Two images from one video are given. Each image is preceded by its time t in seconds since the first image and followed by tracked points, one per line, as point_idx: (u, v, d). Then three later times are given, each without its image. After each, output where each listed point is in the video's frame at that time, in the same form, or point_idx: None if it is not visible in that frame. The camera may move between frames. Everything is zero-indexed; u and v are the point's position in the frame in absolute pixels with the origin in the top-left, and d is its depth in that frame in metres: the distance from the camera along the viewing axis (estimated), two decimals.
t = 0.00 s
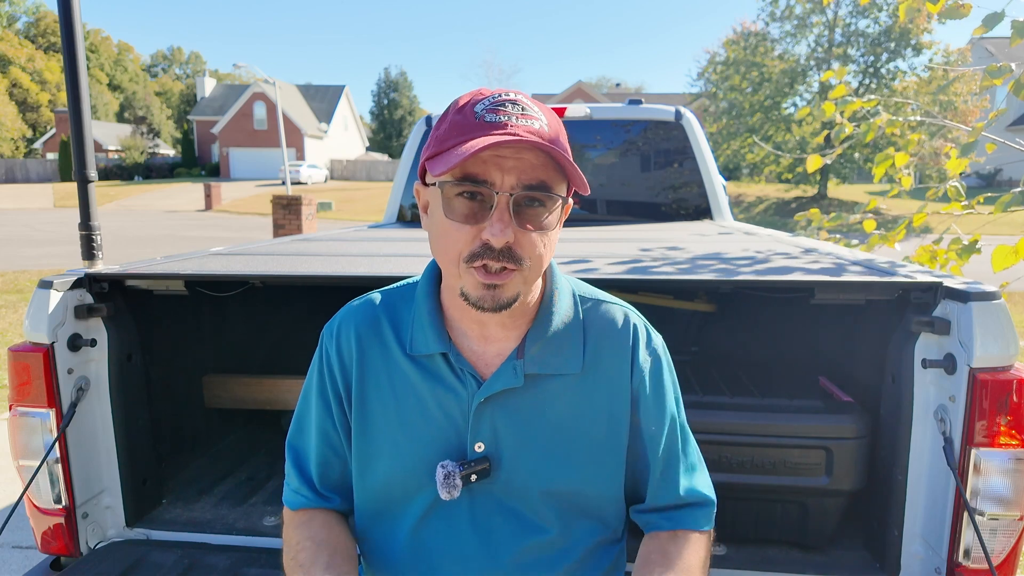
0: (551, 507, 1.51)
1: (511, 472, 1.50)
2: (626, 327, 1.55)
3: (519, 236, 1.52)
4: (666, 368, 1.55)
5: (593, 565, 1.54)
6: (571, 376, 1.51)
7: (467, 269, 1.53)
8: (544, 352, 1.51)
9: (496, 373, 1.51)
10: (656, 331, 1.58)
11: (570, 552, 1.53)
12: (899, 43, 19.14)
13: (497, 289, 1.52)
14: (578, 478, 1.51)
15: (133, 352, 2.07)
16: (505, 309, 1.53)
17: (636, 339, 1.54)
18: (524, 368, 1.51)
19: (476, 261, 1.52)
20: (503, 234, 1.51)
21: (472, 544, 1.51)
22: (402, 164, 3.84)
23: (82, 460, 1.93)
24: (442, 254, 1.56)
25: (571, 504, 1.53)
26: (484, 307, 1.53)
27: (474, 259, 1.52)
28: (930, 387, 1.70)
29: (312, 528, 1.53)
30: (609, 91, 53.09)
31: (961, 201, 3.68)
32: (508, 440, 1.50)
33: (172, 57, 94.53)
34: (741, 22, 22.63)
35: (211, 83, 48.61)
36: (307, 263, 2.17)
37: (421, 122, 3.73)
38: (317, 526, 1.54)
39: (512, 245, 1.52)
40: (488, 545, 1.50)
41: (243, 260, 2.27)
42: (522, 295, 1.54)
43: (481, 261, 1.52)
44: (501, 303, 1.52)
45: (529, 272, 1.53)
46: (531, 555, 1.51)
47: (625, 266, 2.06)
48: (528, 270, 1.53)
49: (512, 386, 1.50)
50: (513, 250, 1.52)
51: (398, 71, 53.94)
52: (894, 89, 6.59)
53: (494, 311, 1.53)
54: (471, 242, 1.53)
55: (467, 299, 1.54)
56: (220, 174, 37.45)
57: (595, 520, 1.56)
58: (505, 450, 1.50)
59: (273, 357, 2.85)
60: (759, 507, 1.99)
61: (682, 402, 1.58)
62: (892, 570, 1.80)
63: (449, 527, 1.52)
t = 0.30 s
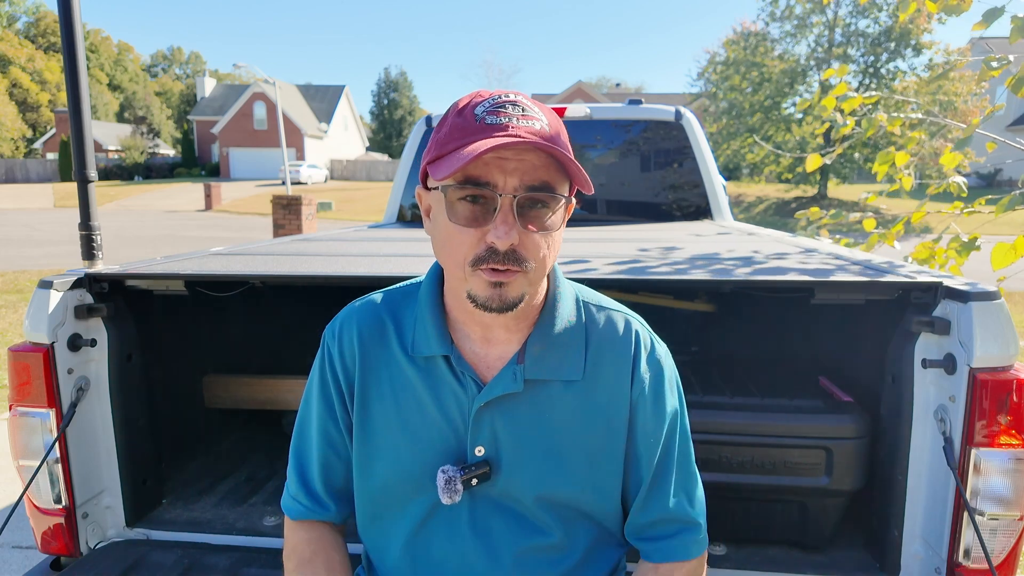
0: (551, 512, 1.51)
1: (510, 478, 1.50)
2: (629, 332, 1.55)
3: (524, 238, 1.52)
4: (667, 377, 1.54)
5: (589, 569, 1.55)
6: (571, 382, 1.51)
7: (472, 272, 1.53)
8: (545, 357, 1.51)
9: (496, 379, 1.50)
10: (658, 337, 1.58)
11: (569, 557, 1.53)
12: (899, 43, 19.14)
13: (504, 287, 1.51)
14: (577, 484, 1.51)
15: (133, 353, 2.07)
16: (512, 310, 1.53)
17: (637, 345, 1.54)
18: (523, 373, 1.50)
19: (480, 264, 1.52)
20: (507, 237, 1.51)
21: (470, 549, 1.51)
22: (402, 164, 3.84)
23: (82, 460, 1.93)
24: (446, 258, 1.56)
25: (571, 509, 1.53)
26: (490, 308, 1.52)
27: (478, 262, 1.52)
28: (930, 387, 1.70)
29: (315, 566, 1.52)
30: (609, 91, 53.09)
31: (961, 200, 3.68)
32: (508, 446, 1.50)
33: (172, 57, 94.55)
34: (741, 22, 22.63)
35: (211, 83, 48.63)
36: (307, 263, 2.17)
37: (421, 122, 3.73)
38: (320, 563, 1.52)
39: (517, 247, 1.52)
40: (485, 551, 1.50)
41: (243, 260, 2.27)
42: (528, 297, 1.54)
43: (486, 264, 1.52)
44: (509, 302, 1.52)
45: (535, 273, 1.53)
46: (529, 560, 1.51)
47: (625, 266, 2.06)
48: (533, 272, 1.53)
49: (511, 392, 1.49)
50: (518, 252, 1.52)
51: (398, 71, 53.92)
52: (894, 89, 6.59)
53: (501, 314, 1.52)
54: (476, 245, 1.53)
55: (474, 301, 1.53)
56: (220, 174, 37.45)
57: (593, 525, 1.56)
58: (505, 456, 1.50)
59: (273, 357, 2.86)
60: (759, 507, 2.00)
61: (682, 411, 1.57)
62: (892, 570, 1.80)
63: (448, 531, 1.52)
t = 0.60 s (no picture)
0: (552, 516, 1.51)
1: (512, 481, 1.50)
2: (632, 334, 1.55)
3: (520, 234, 1.52)
4: (671, 381, 1.54)
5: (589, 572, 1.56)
6: (574, 385, 1.51)
7: (468, 270, 1.53)
8: (548, 359, 1.51)
9: (499, 381, 1.50)
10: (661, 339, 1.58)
11: (570, 560, 1.53)
12: (899, 43, 19.14)
13: (501, 288, 1.51)
14: (578, 488, 1.51)
15: (133, 353, 2.07)
16: (511, 310, 1.53)
17: (641, 347, 1.54)
18: (526, 376, 1.50)
19: (477, 262, 1.52)
20: (502, 232, 1.51)
21: (471, 552, 1.51)
22: (402, 164, 3.84)
23: (82, 460, 1.93)
24: (446, 257, 1.56)
25: (572, 513, 1.53)
26: (488, 308, 1.53)
27: (475, 259, 1.52)
28: (930, 387, 1.70)
29: None
30: (609, 91, 53.09)
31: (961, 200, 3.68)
32: (510, 448, 1.50)
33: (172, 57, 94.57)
34: (742, 22, 22.63)
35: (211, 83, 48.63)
36: (307, 264, 2.17)
37: (421, 122, 3.73)
38: None
39: (513, 243, 1.51)
40: (485, 555, 1.51)
41: (243, 260, 2.28)
42: (527, 295, 1.54)
43: (481, 261, 1.52)
44: (506, 305, 1.52)
45: (534, 269, 1.53)
46: (531, 563, 1.51)
47: (625, 266, 2.06)
48: (533, 269, 1.53)
49: (514, 395, 1.49)
50: (515, 248, 1.51)
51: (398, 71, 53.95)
52: (894, 88, 6.58)
53: (500, 311, 1.52)
54: (472, 242, 1.53)
55: (469, 300, 1.54)
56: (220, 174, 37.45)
57: (594, 529, 1.56)
58: (507, 459, 1.50)
59: (272, 357, 2.85)
60: (759, 507, 2.00)
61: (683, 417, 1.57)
62: (892, 569, 1.80)
63: (449, 534, 1.53)
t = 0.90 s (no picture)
0: (553, 513, 1.51)
1: (514, 477, 1.50)
2: (628, 328, 1.55)
3: (519, 232, 1.52)
4: (668, 371, 1.55)
5: (595, 566, 1.56)
6: (574, 378, 1.51)
7: (469, 269, 1.53)
8: (546, 355, 1.51)
9: (499, 378, 1.50)
10: (658, 332, 1.58)
11: (573, 557, 1.53)
12: (899, 43, 19.14)
13: (500, 288, 1.51)
14: (581, 481, 1.51)
15: (133, 353, 2.07)
16: (509, 310, 1.53)
17: (638, 340, 1.54)
18: (526, 372, 1.50)
19: (477, 260, 1.52)
20: (503, 231, 1.51)
21: (476, 548, 1.51)
22: (402, 164, 3.84)
23: (82, 460, 1.93)
24: (444, 256, 1.56)
25: (573, 510, 1.52)
26: (487, 309, 1.52)
27: (475, 257, 1.52)
28: (930, 387, 1.70)
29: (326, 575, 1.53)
30: (609, 91, 53.10)
31: (961, 201, 3.68)
32: (510, 444, 1.50)
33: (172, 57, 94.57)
34: (742, 22, 22.62)
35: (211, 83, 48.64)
36: (307, 263, 2.18)
37: (421, 122, 3.73)
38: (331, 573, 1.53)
39: (512, 242, 1.52)
40: (491, 550, 1.50)
41: (243, 260, 2.28)
42: (525, 296, 1.54)
43: (482, 259, 1.52)
44: (504, 304, 1.52)
45: (531, 269, 1.53)
46: (534, 561, 1.50)
47: (624, 267, 2.06)
48: (531, 268, 1.53)
49: (513, 391, 1.49)
50: (514, 247, 1.52)
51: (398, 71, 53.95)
52: (894, 88, 6.58)
53: (499, 311, 1.52)
54: (472, 240, 1.53)
55: (469, 301, 1.53)
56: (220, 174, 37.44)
57: (598, 524, 1.56)
58: (509, 454, 1.50)
59: (273, 357, 2.86)
60: (759, 508, 2.00)
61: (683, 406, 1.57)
62: (892, 570, 1.80)
63: (453, 531, 1.52)
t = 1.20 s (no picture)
0: (550, 510, 1.51)
1: (511, 472, 1.50)
2: (626, 325, 1.55)
3: (524, 239, 1.53)
4: (666, 368, 1.55)
5: (593, 562, 1.56)
6: (571, 375, 1.51)
7: (472, 274, 1.53)
8: (543, 352, 1.51)
9: (495, 374, 1.50)
10: (656, 330, 1.59)
11: (570, 554, 1.52)
12: (899, 43, 19.13)
13: (502, 291, 1.52)
14: (578, 478, 1.51)
15: (133, 354, 2.07)
16: (508, 313, 1.53)
17: (635, 337, 1.54)
18: (522, 368, 1.51)
19: (481, 265, 1.52)
20: (508, 238, 1.51)
21: (473, 544, 1.51)
22: (402, 164, 3.84)
23: (82, 460, 1.93)
24: (442, 256, 1.57)
25: (570, 506, 1.52)
26: (488, 313, 1.52)
27: (482, 265, 1.52)
28: (930, 387, 1.70)
29: (311, 543, 1.52)
30: (609, 91, 53.11)
31: (961, 202, 3.68)
32: (506, 440, 1.50)
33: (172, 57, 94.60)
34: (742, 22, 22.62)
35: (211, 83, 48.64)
36: (307, 263, 2.18)
37: (421, 122, 3.73)
38: (317, 541, 1.53)
39: (516, 249, 1.52)
40: (487, 545, 1.51)
41: (243, 260, 2.28)
42: (524, 300, 1.54)
43: (489, 268, 1.52)
44: (504, 307, 1.52)
45: (531, 275, 1.53)
46: (532, 557, 1.51)
47: (625, 267, 2.07)
48: (531, 273, 1.53)
49: (509, 386, 1.50)
50: (516, 253, 1.52)
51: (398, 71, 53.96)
52: (894, 89, 6.58)
53: (500, 315, 1.52)
54: (479, 247, 1.53)
55: (472, 304, 1.53)
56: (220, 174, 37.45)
57: (595, 521, 1.56)
58: (505, 450, 1.50)
59: (272, 357, 2.86)
60: (759, 507, 2.00)
61: (684, 403, 1.57)
62: (892, 570, 1.80)
63: (449, 527, 1.52)
